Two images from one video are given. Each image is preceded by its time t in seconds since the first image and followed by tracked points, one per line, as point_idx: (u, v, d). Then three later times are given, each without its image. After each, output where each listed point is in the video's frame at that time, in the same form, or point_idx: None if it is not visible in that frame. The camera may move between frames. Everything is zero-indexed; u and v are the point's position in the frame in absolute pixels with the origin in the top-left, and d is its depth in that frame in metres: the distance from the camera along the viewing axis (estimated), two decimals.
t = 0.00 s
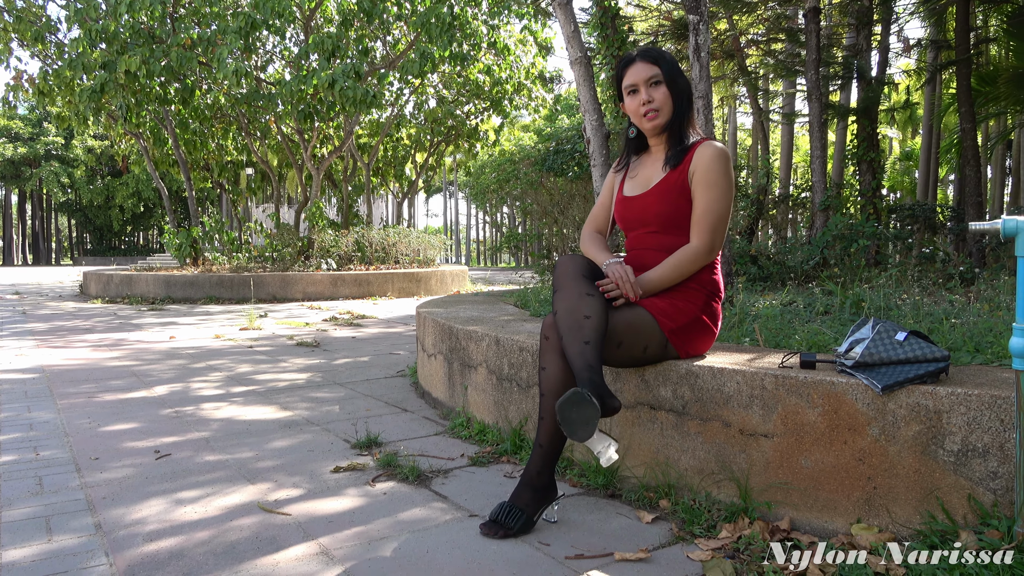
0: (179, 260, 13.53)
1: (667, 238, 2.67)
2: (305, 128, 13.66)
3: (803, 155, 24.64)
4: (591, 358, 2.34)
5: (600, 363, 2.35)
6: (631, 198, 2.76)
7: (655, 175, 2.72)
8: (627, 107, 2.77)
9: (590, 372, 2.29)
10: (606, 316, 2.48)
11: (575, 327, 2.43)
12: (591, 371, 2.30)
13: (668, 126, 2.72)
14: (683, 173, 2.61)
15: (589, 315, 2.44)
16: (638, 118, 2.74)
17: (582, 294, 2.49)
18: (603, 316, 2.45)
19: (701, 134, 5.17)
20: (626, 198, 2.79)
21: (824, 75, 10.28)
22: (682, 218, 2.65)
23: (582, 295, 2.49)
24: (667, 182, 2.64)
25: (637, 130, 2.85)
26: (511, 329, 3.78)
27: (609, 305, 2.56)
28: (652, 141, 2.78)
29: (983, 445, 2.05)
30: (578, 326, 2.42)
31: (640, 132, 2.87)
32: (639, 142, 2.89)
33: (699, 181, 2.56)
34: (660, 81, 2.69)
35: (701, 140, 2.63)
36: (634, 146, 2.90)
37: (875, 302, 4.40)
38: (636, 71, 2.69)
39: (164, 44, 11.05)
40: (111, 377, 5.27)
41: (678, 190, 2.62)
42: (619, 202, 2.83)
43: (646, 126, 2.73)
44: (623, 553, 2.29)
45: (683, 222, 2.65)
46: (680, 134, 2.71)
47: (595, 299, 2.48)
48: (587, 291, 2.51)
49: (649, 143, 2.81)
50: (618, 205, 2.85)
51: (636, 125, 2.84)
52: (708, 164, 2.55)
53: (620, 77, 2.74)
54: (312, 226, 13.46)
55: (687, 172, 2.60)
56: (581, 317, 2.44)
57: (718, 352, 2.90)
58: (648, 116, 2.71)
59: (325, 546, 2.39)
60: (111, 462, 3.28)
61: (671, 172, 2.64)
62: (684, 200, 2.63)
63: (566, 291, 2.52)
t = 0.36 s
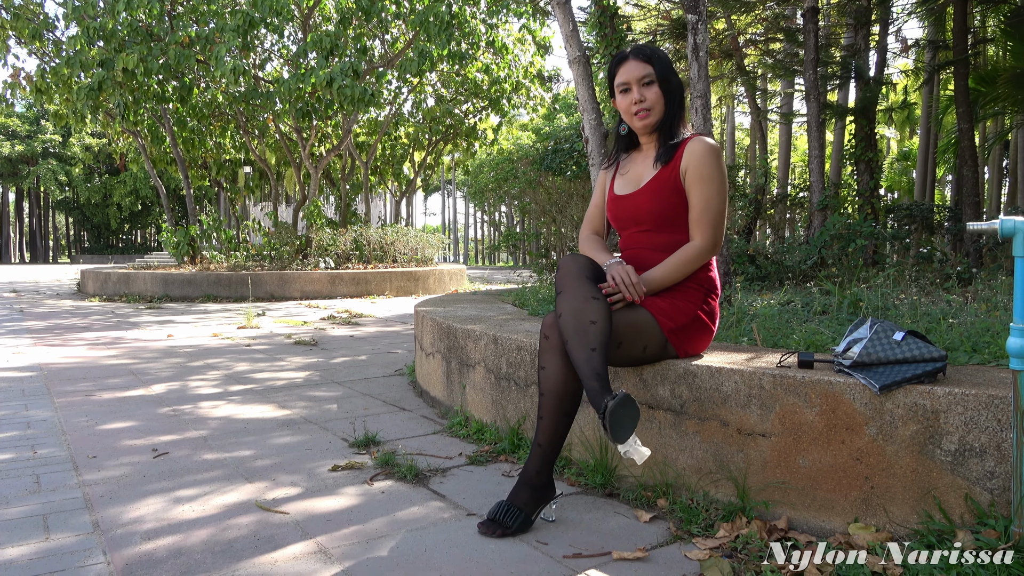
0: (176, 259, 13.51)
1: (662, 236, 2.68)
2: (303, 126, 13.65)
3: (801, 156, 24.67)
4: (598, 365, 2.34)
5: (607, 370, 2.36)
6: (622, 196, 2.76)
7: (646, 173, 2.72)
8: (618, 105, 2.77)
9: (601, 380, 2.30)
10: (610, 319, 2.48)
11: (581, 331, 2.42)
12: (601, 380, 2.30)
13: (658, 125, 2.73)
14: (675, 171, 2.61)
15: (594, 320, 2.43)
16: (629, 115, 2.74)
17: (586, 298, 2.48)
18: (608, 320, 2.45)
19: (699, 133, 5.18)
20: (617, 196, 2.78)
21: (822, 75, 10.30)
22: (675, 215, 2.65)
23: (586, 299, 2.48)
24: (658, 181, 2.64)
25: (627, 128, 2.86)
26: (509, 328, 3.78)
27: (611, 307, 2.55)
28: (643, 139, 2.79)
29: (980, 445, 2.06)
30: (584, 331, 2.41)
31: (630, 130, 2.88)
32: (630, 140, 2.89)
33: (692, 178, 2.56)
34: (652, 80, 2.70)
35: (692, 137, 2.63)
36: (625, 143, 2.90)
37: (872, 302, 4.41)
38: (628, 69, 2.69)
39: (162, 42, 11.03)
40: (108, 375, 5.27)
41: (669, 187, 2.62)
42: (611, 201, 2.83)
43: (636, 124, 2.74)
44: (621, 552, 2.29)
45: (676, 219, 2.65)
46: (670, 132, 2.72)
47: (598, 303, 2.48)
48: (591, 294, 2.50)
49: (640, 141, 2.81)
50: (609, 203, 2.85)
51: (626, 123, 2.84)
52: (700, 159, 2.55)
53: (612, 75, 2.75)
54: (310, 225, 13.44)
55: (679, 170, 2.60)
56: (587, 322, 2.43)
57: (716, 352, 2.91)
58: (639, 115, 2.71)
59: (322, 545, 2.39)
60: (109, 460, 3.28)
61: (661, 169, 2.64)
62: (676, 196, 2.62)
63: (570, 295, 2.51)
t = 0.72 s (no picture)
0: (175, 259, 13.50)
1: (661, 238, 2.67)
2: (301, 126, 13.63)
3: (800, 156, 24.70)
4: (590, 360, 2.34)
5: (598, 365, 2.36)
6: (621, 198, 2.75)
7: (645, 175, 2.72)
8: (613, 108, 2.77)
9: (591, 374, 2.30)
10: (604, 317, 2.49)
11: (574, 328, 2.42)
12: (591, 374, 2.30)
13: (655, 126, 2.73)
14: (673, 173, 2.61)
15: (588, 316, 2.44)
16: (625, 118, 2.74)
17: (581, 296, 2.49)
18: (602, 318, 2.46)
19: (698, 133, 5.18)
20: (615, 198, 2.78)
21: (821, 75, 10.29)
22: (675, 217, 2.65)
23: (580, 297, 2.49)
24: (657, 183, 2.63)
25: (624, 130, 2.86)
26: (509, 328, 3.78)
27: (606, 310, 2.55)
28: (641, 140, 2.79)
29: (979, 445, 2.05)
30: (577, 327, 2.42)
31: (626, 131, 2.88)
32: (627, 141, 2.89)
33: (692, 180, 2.56)
34: (646, 82, 2.69)
35: (691, 138, 2.63)
36: (622, 144, 2.90)
37: (872, 301, 4.41)
38: (621, 72, 2.68)
39: (160, 41, 11.01)
40: (107, 375, 5.26)
41: (668, 189, 2.62)
42: (609, 202, 2.82)
43: (633, 127, 2.74)
44: (621, 552, 2.29)
45: (675, 220, 2.65)
46: (667, 133, 2.72)
47: (592, 300, 2.48)
48: (586, 292, 2.50)
49: (638, 142, 2.82)
50: (607, 205, 2.84)
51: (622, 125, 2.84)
52: (699, 161, 2.55)
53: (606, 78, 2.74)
54: (309, 225, 13.43)
55: (678, 172, 2.60)
56: (580, 319, 2.43)
57: (716, 352, 2.91)
58: (635, 118, 2.71)
59: (321, 544, 2.39)
60: (108, 460, 3.27)
61: (660, 172, 2.64)
62: (676, 198, 2.62)
63: (564, 293, 2.52)
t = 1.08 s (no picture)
0: (174, 258, 13.49)
1: (663, 238, 2.68)
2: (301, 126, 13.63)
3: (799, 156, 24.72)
4: (595, 365, 2.36)
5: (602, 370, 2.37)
6: (622, 199, 2.76)
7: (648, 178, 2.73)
8: (614, 111, 2.77)
9: (597, 381, 2.31)
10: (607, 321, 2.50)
11: (578, 332, 2.43)
12: (598, 381, 2.31)
13: (657, 128, 2.73)
14: (675, 174, 2.61)
15: (592, 320, 2.45)
16: (627, 122, 2.75)
17: (584, 298, 2.50)
18: (605, 321, 2.47)
19: (697, 133, 5.18)
20: (618, 199, 2.78)
21: (820, 76, 10.29)
22: (676, 217, 2.65)
23: (584, 300, 2.49)
24: (658, 184, 2.64)
25: (626, 133, 2.86)
26: (507, 328, 3.78)
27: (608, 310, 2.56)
28: (644, 142, 2.80)
29: (977, 445, 2.06)
30: (581, 332, 2.43)
31: (628, 133, 2.88)
32: (629, 143, 2.90)
33: (694, 181, 2.56)
34: (646, 87, 2.68)
35: (693, 140, 2.63)
36: (624, 146, 2.91)
37: (870, 302, 4.42)
38: (621, 78, 2.67)
39: (160, 41, 11.01)
40: (105, 375, 5.26)
41: (670, 190, 2.62)
42: (612, 203, 2.83)
43: (635, 130, 2.75)
44: (618, 552, 2.30)
45: (677, 220, 2.66)
46: (669, 135, 2.72)
47: (596, 303, 2.49)
48: (588, 295, 2.51)
49: (640, 143, 2.82)
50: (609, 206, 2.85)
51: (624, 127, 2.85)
52: (701, 164, 2.55)
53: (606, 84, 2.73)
54: (308, 225, 13.44)
55: (680, 174, 2.60)
56: (584, 324, 2.44)
57: (714, 352, 2.92)
58: (637, 122, 2.72)
59: (319, 544, 2.39)
60: (107, 460, 3.28)
61: (662, 173, 2.65)
62: (678, 199, 2.63)
63: (567, 295, 2.52)
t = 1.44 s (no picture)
0: (173, 258, 13.48)
1: (662, 239, 2.68)
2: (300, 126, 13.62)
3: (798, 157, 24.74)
4: (589, 362, 2.35)
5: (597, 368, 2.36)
6: (621, 199, 2.76)
7: (646, 175, 2.72)
8: (613, 108, 2.78)
9: (591, 377, 2.30)
10: (603, 319, 2.49)
11: (573, 329, 2.43)
12: (592, 377, 2.30)
13: (654, 125, 2.74)
14: (674, 174, 2.61)
15: (587, 318, 2.44)
16: (625, 117, 2.75)
17: (580, 297, 2.50)
18: (601, 319, 2.46)
19: (697, 134, 5.17)
20: (617, 198, 2.78)
21: (819, 76, 10.29)
22: (675, 218, 2.65)
23: (580, 298, 2.49)
24: (657, 184, 2.64)
25: (625, 131, 2.87)
26: (507, 328, 3.78)
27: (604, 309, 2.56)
28: (642, 140, 2.80)
29: (977, 445, 2.06)
30: (576, 329, 2.42)
31: (627, 131, 2.88)
32: (628, 142, 2.89)
33: (693, 182, 2.56)
34: (644, 81, 2.69)
35: (692, 139, 2.63)
36: (623, 146, 2.91)
37: (870, 302, 4.42)
38: (620, 72, 2.69)
39: (159, 41, 11.02)
40: (105, 375, 5.26)
41: (669, 191, 2.62)
42: (611, 203, 2.83)
43: (633, 125, 2.75)
44: (619, 551, 2.29)
45: (676, 221, 2.66)
46: (667, 133, 2.72)
47: (592, 301, 2.49)
48: (584, 293, 2.51)
49: (639, 142, 2.82)
50: (608, 205, 2.85)
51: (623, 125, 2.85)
52: (701, 164, 2.55)
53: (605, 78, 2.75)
54: (308, 225, 13.44)
55: (679, 174, 2.60)
56: (580, 321, 2.43)
57: (714, 352, 2.92)
58: (635, 116, 2.72)
59: (319, 544, 2.39)
60: (106, 460, 3.27)
61: (661, 173, 2.65)
62: (677, 200, 2.63)
63: (564, 293, 2.53)
